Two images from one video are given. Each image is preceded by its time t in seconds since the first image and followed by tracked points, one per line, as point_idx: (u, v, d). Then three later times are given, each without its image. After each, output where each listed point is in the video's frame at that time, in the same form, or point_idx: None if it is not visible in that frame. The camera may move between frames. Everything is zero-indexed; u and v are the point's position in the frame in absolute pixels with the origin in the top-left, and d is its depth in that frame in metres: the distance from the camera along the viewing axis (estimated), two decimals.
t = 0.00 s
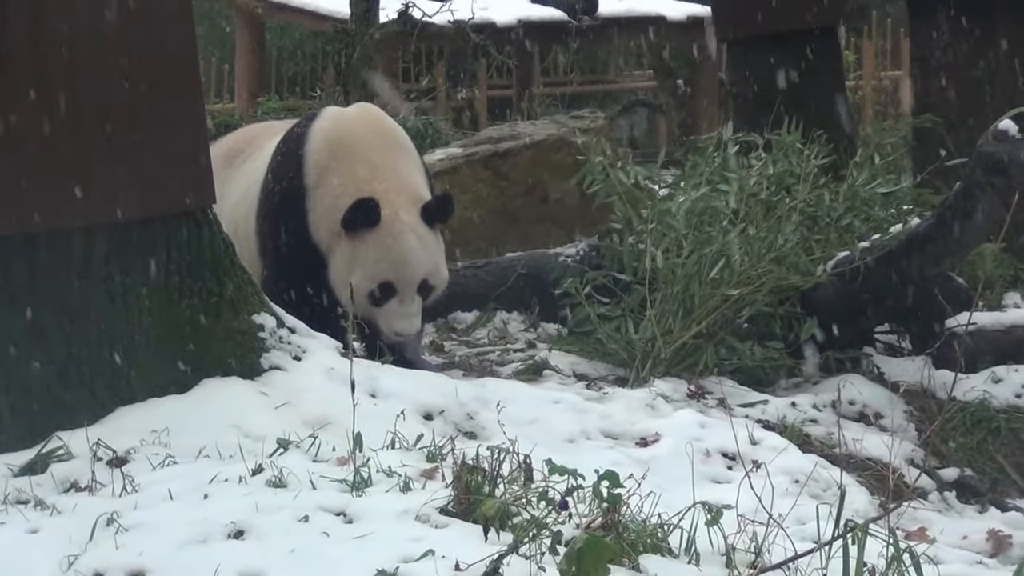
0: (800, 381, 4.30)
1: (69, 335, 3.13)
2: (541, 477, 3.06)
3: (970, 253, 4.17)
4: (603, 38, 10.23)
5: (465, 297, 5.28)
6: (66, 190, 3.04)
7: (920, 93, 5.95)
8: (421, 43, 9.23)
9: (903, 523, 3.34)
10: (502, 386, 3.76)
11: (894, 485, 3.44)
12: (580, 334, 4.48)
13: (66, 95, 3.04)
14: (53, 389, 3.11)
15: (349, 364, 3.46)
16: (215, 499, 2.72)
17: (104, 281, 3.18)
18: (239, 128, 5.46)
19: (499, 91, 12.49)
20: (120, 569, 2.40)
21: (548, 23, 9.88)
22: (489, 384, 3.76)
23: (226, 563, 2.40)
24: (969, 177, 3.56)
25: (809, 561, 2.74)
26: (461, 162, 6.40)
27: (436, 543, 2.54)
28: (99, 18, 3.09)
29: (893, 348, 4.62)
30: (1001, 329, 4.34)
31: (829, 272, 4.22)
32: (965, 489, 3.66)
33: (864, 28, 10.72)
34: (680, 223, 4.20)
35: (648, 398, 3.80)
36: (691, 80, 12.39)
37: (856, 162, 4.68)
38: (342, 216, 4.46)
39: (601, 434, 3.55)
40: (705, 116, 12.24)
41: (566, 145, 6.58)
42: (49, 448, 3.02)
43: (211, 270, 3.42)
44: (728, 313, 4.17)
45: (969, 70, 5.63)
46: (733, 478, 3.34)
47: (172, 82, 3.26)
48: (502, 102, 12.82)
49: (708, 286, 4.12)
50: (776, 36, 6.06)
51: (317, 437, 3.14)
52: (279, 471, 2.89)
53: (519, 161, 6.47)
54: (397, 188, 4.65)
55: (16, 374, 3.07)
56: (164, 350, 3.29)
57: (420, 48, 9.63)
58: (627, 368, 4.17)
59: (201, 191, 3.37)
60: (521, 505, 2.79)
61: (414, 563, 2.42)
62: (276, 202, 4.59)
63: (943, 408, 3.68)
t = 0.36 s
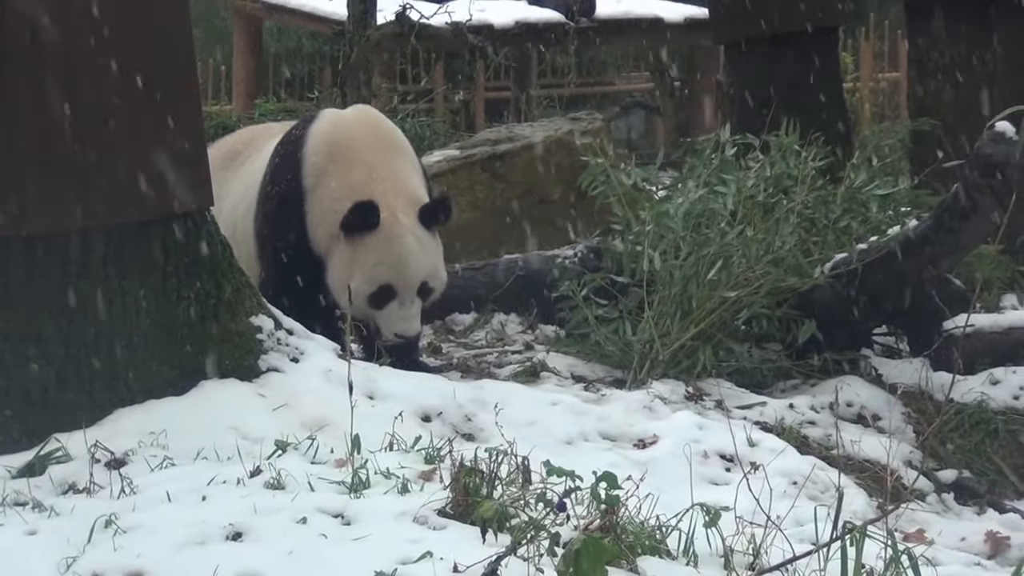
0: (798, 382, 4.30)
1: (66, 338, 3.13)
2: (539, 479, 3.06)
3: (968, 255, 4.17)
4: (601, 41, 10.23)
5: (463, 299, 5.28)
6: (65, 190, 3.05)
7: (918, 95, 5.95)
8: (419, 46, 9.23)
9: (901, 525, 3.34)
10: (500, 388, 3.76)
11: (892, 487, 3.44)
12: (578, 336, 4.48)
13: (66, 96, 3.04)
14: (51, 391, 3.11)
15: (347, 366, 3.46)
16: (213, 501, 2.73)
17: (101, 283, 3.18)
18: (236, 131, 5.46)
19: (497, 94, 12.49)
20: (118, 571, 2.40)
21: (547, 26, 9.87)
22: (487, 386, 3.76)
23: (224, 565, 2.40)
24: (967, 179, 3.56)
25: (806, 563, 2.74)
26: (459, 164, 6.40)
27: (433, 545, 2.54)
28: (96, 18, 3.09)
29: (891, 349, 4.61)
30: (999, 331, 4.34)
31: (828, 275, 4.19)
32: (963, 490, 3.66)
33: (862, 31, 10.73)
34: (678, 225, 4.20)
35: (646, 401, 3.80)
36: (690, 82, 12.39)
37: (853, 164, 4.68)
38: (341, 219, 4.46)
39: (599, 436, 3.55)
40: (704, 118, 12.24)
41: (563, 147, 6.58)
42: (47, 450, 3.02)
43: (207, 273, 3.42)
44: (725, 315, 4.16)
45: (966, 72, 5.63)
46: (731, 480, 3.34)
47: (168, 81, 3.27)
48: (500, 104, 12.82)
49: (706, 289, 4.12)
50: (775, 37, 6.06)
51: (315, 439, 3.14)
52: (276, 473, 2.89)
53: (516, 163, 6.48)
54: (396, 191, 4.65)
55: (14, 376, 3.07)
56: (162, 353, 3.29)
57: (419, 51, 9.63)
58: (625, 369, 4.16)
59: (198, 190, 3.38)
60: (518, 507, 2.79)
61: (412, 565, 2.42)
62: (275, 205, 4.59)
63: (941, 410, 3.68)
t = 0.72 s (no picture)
0: (797, 383, 4.28)
1: (65, 340, 3.13)
2: (539, 480, 3.06)
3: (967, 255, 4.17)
4: (601, 41, 10.24)
5: (462, 300, 5.29)
6: (65, 191, 3.05)
7: (917, 95, 5.96)
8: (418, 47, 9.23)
9: (900, 525, 3.34)
10: (499, 389, 3.75)
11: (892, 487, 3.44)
12: (577, 336, 4.48)
13: (65, 97, 3.04)
14: (50, 393, 3.11)
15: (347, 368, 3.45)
16: (212, 502, 2.73)
17: (100, 285, 3.18)
18: (236, 132, 5.46)
19: (496, 94, 12.48)
20: (118, 571, 2.40)
21: (544, 26, 9.86)
22: (486, 387, 3.75)
23: (223, 566, 2.40)
24: (965, 179, 3.56)
25: (806, 563, 2.75)
26: (458, 164, 6.40)
27: (433, 546, 2.54)
28: (97, 18, 3.09)
29: (890, 349, 4.60)
30: (998, 331, 4.34)
31: (827, 275, 4.20)
32: (963, 491, 3.67)
33: (861, 30, 10.74)
34: (677, 226, 4.19)
35: (645, 402, 3.79)
36: (689, 82, 12.40)
37: (852, 164, 4.68)
38: (343, 223, 4.45)
39: (598, 437, 3.54)
40: (703, 118, 12.24)
41: (562, 148, 6.59)
42: (46, 452, 3.02)
43: (205, 275, 3.42)
44: (725, 316, 4.15)
45: (965, 72, 5.64)
46: (730, 481, 3.34)
47: (168, 81, 3.26)
48: (499, 104, 12.82)
49: (705, 290, 4.12)
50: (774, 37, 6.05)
51: (314, 441, 3.14)
52: (276, 475, 2.89)
53: (515, 164, 6.48)
54: (397, 194, 4.65)
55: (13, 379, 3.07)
56: (161, 355, 3.29)
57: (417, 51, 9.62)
58: (624, 370, 4.16)
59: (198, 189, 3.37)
60: (518, 508, 2.79)
61: (412, 567, 2.43)
62: (275, 207, 4.58)
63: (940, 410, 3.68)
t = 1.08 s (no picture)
0: (797, 387, 4.29)
1: (65, 344, 3.13)
2: (539, 484, 3.07)
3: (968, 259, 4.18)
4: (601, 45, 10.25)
5: (462, 305, 5.29)
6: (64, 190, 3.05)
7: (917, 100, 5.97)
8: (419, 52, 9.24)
9: (901, 530, 3.35)
10: (499, 393, 3.75)
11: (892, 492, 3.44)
12: (577, 341, 4.47)
13: (65, 97, 3.04)
14: (52, 397, 3.11)
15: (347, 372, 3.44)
16: (213, 507, 2.73)
17: (100, 289, 3.18)
18: (238, 136, 5.46)
19: (496, 99, 12.50)
20: None
21: (545, 31, 9.81)
22: (486, 390, 3.75)
23: (224, 570, 2.40)
24: (965, 184, 3.58)
25: (806, 568, 2.75)
26: (457, 169, 6.41)
27: (433, 551, 2.54)
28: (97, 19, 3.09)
29: (890, 354, 4.58)
30: (998, 336, 4.35)
31: (827, 278, 4.16)
32: (963, 495, 3.67)
33: (863, 34, 10.76)
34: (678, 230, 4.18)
35: (645, 406, 3.78)
36: (689, 86, 12.41)
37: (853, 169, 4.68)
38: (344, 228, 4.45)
39: (599, 442, 3.54)
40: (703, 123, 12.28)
41: (562, 153, 6.59)
42: (46, 456, 3.03)
43: (204, 279, 3.40)
44: (725, 320, 4.14)
45: (965, 76, 5.65)
46: (731, 485, 3.35)
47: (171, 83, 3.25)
48: (499, 108, 12.84)
49: (706, 294, 4.11)
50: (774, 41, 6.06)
51: (315, 445, 3.14)
52: (276, 479, 2.90)
53: (516, 169, 6.49)
54: (398, 200, 4.64)
55: (14, 384, 3.07)
56: (161, 359, 3.29)
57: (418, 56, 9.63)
58: (625, 374, 4.15)
59: (199, 192, 3.36)
60: (518, 512, 2.79)
61: (412, 571, 2.43)
62: (277, 211, 4.58)
63: (940, 414, 3.68)
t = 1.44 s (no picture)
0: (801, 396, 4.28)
1: (69, 351, 3.13)
2: (542, 491, 3.06)
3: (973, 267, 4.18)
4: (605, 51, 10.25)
5: (465, 311, 5.29)
6: (65, 193, 3.04)
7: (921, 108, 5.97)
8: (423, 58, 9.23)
9: (903, 538, 3.35)
10: (501, 400, 3.74)
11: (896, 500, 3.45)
12: (581, 348, 4.45)
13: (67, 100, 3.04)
14: (56, 404, 3.12)
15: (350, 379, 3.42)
16: (216, 513, 2.73)
17: (104, 296, 3.18)
18: (241, 142, 5.46)
19: (499, 105, 12.50)
20: None
21: (549, 37, 9.79)
22: (489, 397, 3.74)
23: None
24: (969, 192, 3.59)
25: None
26: (460, 175, 6.41)
27: (436, 558, 2.54)
28: (100, 23, 3.09)
29: (893, 362, 4.59)
30: (1002, 344, 4.33)
31: (831, 288, 4.18)
32: (966, 504, 3.67)
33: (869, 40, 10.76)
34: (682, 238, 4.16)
35: (648, 414, 3.76)
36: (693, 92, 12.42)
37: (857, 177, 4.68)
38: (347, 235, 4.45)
39: (602, 449, 3.52)
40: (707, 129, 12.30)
41: (565, 159, 6.59)
42: (49, 463, 3.03)
43: (210, 288, 3.40)
44: (729, 328, 4.15)
45: (970, 84, 5.65)
46: (734, 494, 3.34)
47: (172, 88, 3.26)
48: (502, 114, 12.84)
49: (709, 302, 4.11)
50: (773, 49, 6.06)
51: (318, 452, 3.14)
52: (279, 486, 2.90)
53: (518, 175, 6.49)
54: (400, 207, 4.64)
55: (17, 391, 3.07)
56: (164, 366, 3.28)
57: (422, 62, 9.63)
58: (627, 383, 4.14)
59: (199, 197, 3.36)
60: (521, 520, 2.79)
61: None
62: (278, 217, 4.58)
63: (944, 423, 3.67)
